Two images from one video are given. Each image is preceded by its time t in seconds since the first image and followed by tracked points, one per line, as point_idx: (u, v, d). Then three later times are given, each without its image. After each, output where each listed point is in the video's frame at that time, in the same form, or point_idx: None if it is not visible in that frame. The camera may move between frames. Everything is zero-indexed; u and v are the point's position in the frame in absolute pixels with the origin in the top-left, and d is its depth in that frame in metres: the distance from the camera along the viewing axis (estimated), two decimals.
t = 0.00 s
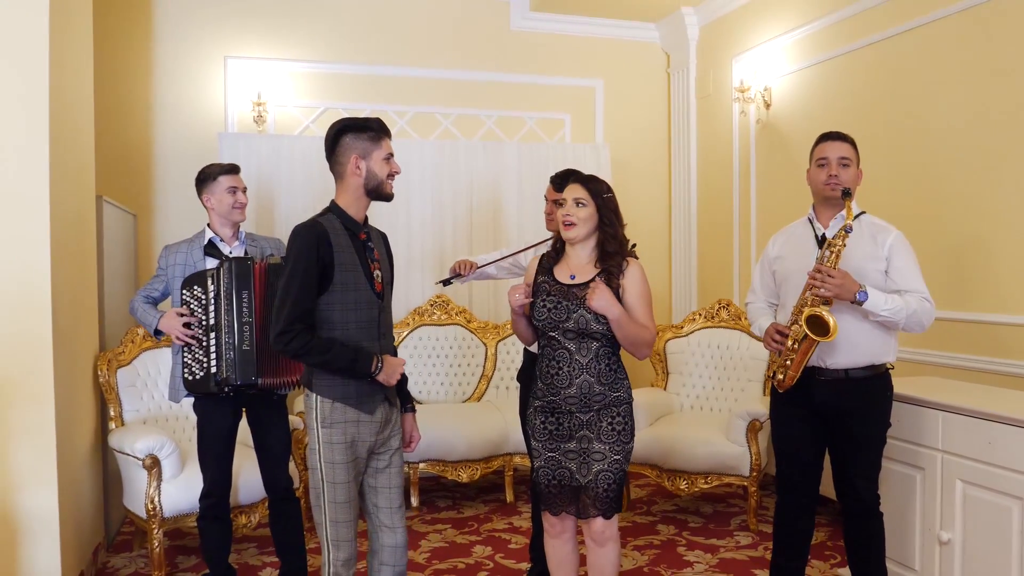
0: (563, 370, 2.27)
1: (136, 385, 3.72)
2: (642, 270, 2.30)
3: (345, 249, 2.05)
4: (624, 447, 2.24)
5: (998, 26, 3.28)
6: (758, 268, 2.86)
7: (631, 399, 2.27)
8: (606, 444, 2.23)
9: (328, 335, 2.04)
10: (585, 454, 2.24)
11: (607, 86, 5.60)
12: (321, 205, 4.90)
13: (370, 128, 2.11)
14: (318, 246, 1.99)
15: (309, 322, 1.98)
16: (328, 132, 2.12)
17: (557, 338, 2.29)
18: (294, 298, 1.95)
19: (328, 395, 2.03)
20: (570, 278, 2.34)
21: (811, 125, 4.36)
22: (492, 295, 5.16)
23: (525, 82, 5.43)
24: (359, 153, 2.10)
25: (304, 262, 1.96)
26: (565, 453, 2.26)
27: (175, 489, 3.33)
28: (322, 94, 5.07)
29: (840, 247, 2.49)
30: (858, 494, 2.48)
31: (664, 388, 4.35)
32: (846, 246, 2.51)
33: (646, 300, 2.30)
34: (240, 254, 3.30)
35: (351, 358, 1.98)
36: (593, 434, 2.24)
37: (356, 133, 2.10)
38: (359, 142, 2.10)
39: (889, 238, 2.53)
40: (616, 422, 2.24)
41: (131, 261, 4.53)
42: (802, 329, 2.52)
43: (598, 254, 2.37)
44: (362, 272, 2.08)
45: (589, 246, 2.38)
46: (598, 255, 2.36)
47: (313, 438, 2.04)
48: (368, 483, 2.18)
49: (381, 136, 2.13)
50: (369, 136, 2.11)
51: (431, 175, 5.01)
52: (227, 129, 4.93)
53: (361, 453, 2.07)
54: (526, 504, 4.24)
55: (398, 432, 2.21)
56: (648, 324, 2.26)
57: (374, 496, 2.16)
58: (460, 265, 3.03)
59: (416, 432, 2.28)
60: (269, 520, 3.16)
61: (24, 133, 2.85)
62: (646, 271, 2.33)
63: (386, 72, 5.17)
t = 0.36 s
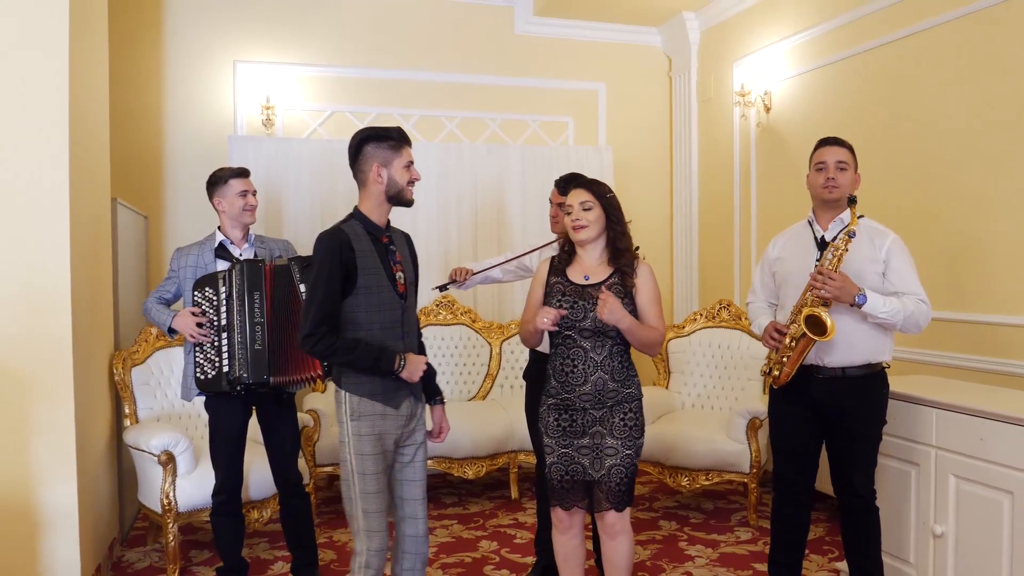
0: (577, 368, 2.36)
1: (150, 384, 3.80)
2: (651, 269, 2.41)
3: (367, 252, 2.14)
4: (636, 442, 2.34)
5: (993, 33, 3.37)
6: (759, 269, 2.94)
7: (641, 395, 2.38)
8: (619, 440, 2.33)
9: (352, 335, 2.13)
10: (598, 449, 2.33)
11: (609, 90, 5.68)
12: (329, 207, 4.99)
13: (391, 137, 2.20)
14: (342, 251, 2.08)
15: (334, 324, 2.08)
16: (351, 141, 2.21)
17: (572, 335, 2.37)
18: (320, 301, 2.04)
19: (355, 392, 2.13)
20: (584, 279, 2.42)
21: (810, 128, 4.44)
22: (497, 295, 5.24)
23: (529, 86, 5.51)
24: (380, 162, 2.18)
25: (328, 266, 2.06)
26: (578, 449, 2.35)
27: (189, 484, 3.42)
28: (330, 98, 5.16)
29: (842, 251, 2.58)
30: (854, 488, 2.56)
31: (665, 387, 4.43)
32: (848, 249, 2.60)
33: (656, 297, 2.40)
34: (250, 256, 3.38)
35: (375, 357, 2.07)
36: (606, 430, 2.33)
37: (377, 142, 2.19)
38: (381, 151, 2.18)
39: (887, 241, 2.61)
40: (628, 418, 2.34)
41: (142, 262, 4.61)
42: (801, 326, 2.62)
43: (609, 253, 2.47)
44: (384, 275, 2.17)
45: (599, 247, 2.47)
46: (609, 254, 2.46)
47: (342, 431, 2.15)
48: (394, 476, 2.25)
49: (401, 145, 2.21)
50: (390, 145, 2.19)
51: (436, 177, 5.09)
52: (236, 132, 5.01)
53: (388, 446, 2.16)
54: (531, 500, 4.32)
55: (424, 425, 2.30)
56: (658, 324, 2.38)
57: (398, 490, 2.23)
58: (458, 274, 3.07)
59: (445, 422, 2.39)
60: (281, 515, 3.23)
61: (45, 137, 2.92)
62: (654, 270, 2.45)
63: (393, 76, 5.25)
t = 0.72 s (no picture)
0: (598, 363, 2.46)
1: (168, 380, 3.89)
2: (665, 259, 2.45)
3: (391, 251, 2.23)
4: (653, 437, 2.43)
5: (993, 40, 3.45)
6: (765, 269, 3.03)
7: (662, 392, 2.46)
8: (636, 435, 2.42)
9: (378, 329, 2.22)
10: (615, 443, 2.43)
11: (615, 92, 5.76)
12: (340, 207, 5.07)
13: (421, 143, 2.28)
14: (364, 252, 2.18)
15: (359, 320, 2.17)
16: (382, 145, 2.30)
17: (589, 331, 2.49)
18: (345, 299, 2.14)
19: (382, 383, 2.23)
20: (601, 278, 2.54)
21: (814, 131, 4.52)
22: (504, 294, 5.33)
23: (536, 88, 5.60)
24: (409, 166, 2.27)
25: (352, 265, 2.15)
26: (596, 441, 2.45)
27: (208, 478, 3.51)
28: (340, 100, 5.25)
29: (848, 251, 2.67)
30: (858, 481, 2.64)
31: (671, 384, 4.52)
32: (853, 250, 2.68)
33: (674, 287, 2.46)
34: (263, 255, 3.46)
35: (398, 351, 2.16)
36: (624, 425, 2.43)
37: (407, 147, 2.27)
38: (411, 155, 2.27)
39: (890, 241, 2.70)
40: (646, 414, 2.43)
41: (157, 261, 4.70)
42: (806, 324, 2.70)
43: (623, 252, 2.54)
44: (407, 271, 2.26)
45: (614, 245, 2.55)
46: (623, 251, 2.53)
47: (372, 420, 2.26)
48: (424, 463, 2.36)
49: (430, 150, 2.30)
50: (421, 150, 2.28)
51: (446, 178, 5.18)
52: (249, 133, 5.10)
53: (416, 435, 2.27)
54: (539, 495, 4.41)
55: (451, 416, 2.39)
56: (678, 317, 2.43)
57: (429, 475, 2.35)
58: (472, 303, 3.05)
59: (485, 409, 2.49)
60: (297, 508, 3.32)
61: (70, 138, 3.00)
62: (668, 260, 2.49)
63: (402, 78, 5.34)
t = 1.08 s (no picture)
0: (603, 354, 2.55)
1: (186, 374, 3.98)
2: (667, 256, 2.52)
3: (411, 247, 2.31)
4: (658, 427, 2.50)
5: (993, 41, 3.53)
6: (772, 264, 3.10)
7: (666, 383, 2.54)
8: (641, 424, 2.49)
9: (395, 322, 2.30)
10: (621, 432, 2.51)
11: (621, 91, 5.84)
12: (351, 206, 5.15)
13: (438, 140, 2.36)
14: (385, 245, 2.25)
15: (377, 311, 2.25)
16: (400, 143, 2.38)
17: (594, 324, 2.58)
18: (365, 292, 2.21)
19: (399, 375, 2.30)
20: (605, 273, 2.62)
21: (817, 131, 4.61)
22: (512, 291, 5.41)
23: (543, 88, 5.68)
24: (428, 162, 2.35)
25: (373, 259, 2.23)
26: (603, 431, 2.54)
27: (225, 472, 3.59)
28: (350, 99, 5.33)
29: (852, 247, 2.74)
30: (863, 471, 2.72)
31: (677, 379, 4.60)
32: (857, 246, 2.76)
33: (678, 283, 2.53)
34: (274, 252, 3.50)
35: (415, 343, 2.23)
36: (629, 414, 2.50)
37: (425, 144, 2.35)
38: (428, 152, 2.35)
39: (893, 238, 2.77)
40: (651, 404, 2.51)
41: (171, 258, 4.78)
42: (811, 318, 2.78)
43: (626, 248, 2.61)
44: (426, 266, 2.34)
45: (619, 242, 2.62)
46: (626, 248, 2.61)
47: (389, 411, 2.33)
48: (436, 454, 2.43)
49: (447, 147, 2.38)
50: (438, 147, 2.36)
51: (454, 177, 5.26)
52: (261, 132, 5.18)
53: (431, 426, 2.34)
54: (548, 488, 4.49)
55: (462, 407, 2.47)
56: (682, 313, 2.49)
57: (441, 466, 2.42)
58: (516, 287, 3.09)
59: (490, 405, 2.56)
60: (312, 498, 3.39)
61: (93, 136, 3.08)
62: (672, 257, 2.56)
63: (411, 78, 5.42)
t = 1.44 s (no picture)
0: (605, 338, 2.56)
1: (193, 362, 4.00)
2: (669, 247, 2.59)
3: (427, 228, 2.34)
4: (658, 407, 2.57)
5: (995, 31, 3.56)
6: (779, 249, 3.13)
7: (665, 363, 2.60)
8: (644, 404, 2.54)
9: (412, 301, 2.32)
10: (624, 413, 2.55)
11: (624, 84, 5.86)
12: (356, 198, 5.18)
13: (446, 123, 2.38)
14: (406, 225, 2.28)
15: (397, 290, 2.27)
16: (406, 128, 2.39)
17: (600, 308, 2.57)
18: (387, 271, 2.22)
19: (414, 356, 2.32)
20: (609, 258, 2.62)
21: (819, 122, 4.64)
22: (516, 282, 5.44)
23: (547, 80, 5.70)
24: (436, 145, 2.37)
25: (393, 239, 2.24)
26: (605, 413, 2.56)
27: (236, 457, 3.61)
28: (355, 91, 5.35)
29: (856, 231, 2.78)
30: (868, 454, 2.75)
31: (681, 369, 4.63)
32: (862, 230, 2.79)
33: (678, 271, 2.60)
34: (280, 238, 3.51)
35: (434, 322, 2.27)
36: (631, 395, 2.55)
37: (432, 127, 2.37)
38: (436, 135, 2.37)
39: (899, 223, 2.80)
40: (651, 384, 2.56)
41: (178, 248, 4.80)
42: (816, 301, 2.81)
43: (628, 236, 2.64)
44: (438, 248, 2.37)
45: (621, 228, 2.64)
46: (629, 236, 2.63)
47: (399, 394, 2.32)
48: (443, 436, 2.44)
49: (454, 130, 2.40)
50: (446, 130, 2.37)
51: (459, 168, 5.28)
52: (266, 123, 5.20)
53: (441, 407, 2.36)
54: (552, 477, 4.51)
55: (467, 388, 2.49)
56: (683, 300, 2.58)
57: (447, 447, 2.44)
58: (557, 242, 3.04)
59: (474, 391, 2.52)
60: (320, 483, 3.42)
61: (104, 122, 3.10)
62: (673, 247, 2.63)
63: (416, 70, 5.44)
